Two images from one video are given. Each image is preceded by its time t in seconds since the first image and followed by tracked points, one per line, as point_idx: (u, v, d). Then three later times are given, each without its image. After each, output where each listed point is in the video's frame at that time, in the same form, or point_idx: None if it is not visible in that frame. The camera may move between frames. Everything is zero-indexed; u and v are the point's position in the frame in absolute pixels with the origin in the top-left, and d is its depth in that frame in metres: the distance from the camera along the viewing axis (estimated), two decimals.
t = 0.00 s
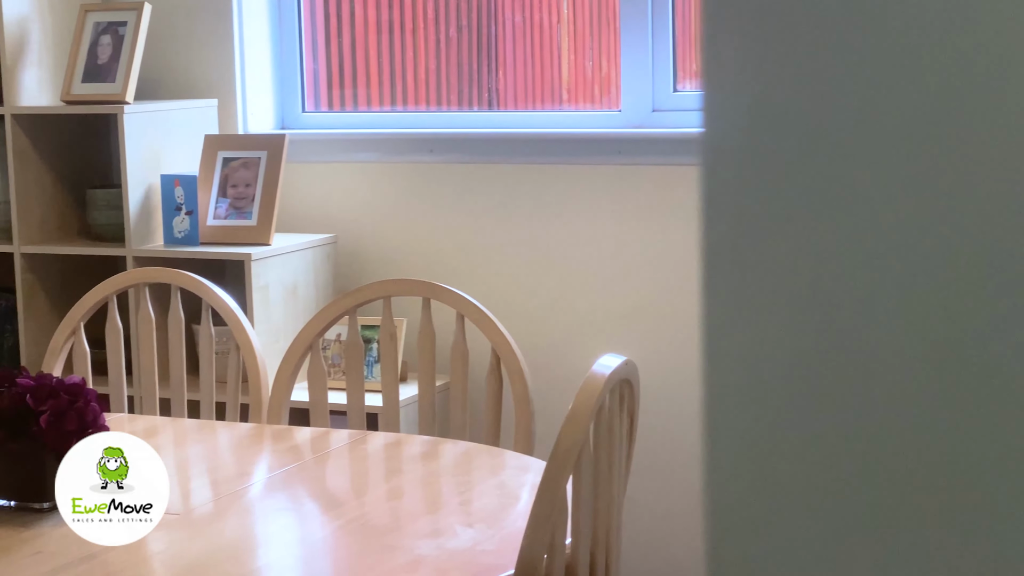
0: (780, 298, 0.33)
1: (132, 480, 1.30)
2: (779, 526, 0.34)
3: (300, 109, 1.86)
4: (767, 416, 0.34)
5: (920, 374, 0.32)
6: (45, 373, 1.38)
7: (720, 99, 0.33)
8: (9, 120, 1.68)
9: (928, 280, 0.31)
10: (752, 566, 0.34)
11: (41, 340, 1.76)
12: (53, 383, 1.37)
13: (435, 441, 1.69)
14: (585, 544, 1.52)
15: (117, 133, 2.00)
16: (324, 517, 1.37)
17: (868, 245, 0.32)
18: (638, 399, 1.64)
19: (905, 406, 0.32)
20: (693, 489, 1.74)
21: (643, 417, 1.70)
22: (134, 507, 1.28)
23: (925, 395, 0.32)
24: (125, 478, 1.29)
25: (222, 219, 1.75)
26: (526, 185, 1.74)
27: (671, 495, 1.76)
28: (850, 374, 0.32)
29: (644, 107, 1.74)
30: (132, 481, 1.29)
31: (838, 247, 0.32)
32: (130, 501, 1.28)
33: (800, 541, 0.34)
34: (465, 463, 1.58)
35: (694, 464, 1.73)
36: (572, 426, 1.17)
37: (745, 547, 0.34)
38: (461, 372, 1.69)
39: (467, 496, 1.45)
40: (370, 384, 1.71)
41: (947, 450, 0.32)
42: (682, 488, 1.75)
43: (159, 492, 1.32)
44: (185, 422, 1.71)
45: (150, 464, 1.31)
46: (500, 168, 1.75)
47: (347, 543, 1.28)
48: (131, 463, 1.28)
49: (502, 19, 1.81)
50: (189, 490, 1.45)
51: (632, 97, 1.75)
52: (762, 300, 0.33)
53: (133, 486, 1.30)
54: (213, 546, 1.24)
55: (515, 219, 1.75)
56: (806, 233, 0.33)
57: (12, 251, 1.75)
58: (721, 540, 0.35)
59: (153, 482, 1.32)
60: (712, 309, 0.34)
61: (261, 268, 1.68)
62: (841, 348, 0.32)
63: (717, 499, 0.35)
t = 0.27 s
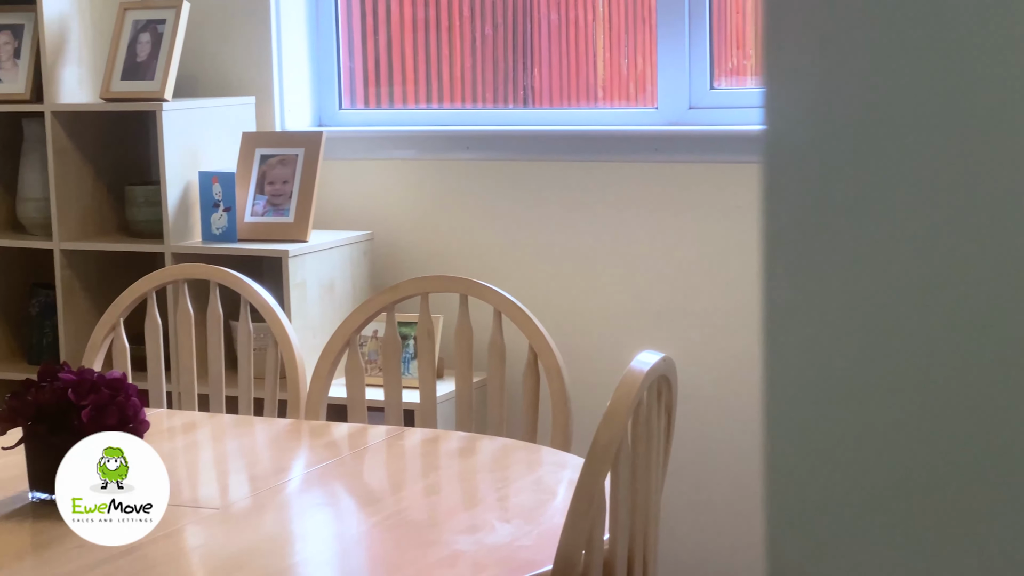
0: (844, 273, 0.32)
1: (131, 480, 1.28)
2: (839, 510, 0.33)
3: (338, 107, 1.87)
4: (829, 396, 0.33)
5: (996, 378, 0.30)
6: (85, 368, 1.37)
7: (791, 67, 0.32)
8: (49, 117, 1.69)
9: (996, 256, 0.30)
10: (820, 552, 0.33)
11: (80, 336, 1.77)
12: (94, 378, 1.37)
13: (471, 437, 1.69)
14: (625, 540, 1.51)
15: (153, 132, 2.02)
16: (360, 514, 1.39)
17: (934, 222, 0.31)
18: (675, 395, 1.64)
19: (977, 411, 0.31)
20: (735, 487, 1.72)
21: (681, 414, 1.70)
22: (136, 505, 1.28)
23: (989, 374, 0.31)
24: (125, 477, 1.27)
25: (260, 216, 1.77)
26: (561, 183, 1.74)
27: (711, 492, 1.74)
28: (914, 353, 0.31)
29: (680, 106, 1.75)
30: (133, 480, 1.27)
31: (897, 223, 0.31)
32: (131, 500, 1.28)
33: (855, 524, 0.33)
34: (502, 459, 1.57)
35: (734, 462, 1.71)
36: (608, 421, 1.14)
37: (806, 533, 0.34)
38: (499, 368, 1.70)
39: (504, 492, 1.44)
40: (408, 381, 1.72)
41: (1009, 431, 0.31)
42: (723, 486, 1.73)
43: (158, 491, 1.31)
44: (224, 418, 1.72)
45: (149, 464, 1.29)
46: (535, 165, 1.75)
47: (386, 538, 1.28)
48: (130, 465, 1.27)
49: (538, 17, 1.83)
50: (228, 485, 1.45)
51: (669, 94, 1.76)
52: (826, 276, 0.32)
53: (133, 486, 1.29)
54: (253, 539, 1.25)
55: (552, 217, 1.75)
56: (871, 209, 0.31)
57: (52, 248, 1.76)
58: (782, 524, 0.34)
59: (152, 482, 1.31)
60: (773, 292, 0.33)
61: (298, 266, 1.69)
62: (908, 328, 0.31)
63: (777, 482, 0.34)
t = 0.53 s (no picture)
0: (892, 232, 0.29)
1: (132, 480, 1.25)
2: (896, 495, 0.31)
3: (368, 105, 1.90)
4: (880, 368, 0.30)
5: None
6: (119, 364, 1.37)
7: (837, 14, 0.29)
8: (83, 115, 1.70)
9: None
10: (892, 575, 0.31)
11: (111, 332, 1.78)
12: (129, 374, 1.37)
13: (503, 435, 1.68)
14: (657, 539, 1.50)
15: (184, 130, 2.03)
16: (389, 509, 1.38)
17: (992, 175, 0.28)
18: (707, 392, 1.64)
19: None
20: (766, 485, 1.71)
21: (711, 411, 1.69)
22: (136, 505, 1.24)
23: None
24: (126, 476, 1.24)
25: (291, 213, 1.77)
26: (590, 180, 1.74)
27: (742, 490, 1.73)
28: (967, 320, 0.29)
29: (711, 103, 1.75)
30: (135, 480, 1.24)
31: (952, 178, 0.28)
32: (131, 501, 1.24)
33: (912, 507, 0.30)
34: (532, 456, 1.56)
35: (765, 460, 1.70)
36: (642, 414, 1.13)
37: (862, 519, 0.31)
38: (530, 364, 1.71)
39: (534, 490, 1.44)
40: (439, 378, 1.73)
41: None
42: (754, 483, 1.72)
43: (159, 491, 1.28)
44: (255, 415, 1.73)
45: (150, 463, 1.26)
46: (564, 162, 1.75)
47: (417, 534, 1.27)
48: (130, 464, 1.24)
49: (568, 15, 1.83)
50: (259, 482, 1.45)
51: (700, 92, 1.76)
52: (882, 254, 0.29)
53: (134, 486, 1.26)
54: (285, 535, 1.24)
55: (580, 214, 1.75)
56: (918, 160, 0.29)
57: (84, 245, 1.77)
58: (838, 512, 0.31)
59: (152, 482, 1.28)
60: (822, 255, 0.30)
61: (329, 263, 1.70)
62: (973, 305, 0.29)
63: (829, 466, 0.31)
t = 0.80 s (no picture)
0: (943, 223, 0.28)
1: (131, 480, 1.25)
2: (960, 503, 0.29)
3: (399, 103, 1.91)
4: (932, 366, 0.29)
5: None
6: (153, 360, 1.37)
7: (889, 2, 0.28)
8: (116, 113, 1.71)
9: None
10: None
11: (144, 328, 1.79)
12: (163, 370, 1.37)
13: (534, 432, 1.67)
14: (690, 537, 1.50)
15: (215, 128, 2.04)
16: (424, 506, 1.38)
17: None
18: (740, 390, 1.63)
19: None
20: (796, 484, 1.71)
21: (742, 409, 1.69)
22: (135, 505, 1.25)
23: None
24: (124, 476, 1.24)
25: (323, 211, 1.77)
26: (619, 178, 1.75)
27: (771, 489, 1.73)
28: None
29: (743, 101, 1.75)
30: (133, 480, 1.24)
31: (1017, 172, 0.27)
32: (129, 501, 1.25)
33: (981, 514, 0.29)
34: (563, 454, 1.56)
35: (795, 458, 1.70)
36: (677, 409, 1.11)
37: (921, 519, 0.30)
38: (562, 362, 1.71)
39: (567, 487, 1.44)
40: (471, 376, 1.73)
41: None
42: (784, 482, 1.72)
43: (159, 491, 1.28)
44: (288, 412, 1.74)
45: (150, 463, 1.26)
46: (594, 160, 1.76)
47: (450, 530, 1.27)
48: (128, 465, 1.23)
49: (598, 12, 1.83)
50: (291, 479, 1.46)
51: (732, 90, 1.76)
52: (937, 249, 0.28)
53: (133, 486, 1.26)
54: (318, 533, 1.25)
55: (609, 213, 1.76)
56: (967, 151, 0.28)
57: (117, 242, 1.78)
58: (896, 517, 0.30)
59: (151, 482, 1.28)
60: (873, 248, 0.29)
61: (361, 260, 1.70)
62: None
63: (884, 473, 0.30)
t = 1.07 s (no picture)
0: None
1: (131, 480, 1.22)
2: None
3: (431, 101, 1.91)
4: None
5: None
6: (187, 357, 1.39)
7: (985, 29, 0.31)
8: (150, 111, 1.72)
9: None
10: None
11: (176, 325, 1.80)
12: (197, 367, 1.38)
13: (566, 429, 1.67)
14: (723, 534, 1.50)
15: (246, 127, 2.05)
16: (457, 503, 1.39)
17: None
18: (773, 387, 1.63)
19: None
20: (826, 483, 1.71)
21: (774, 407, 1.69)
22: (136, 505, 1.23)
23: None
24: (125, 476, 1.21)
25: (354, 209, 1.78)
26: (650, 177, 1.76)
27: (802, 488, 1.73)
28: None
29: (775, 98, 1.75)
30: (133, 479, 1.22)
31: None
32: (130, 501, 1.23)
33: None
34: (594, 452, 1.56)
35: (825, 457, 1.71)
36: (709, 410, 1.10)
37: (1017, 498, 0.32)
38: (594, 359, 1.71)
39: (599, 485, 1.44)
40: (502, 373, 1.74)
41: None
42: (814, 481, 1.72)
43: (159, 491, 1.26)
44: (320, 408, 1.74)
45: (151, 463, 1.23)
46: (626, 158, 1.77)
47: (482, 527, 1.27)
48: (127, 466, 1.20)
49: (628, 10, 1.84)
50: (324, 475, 1.46)
51: (764, 87, 1.76)
52: None
53: (134, 486, 1.23)
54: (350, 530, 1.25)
55: (639, 211, 1.77)
56: None
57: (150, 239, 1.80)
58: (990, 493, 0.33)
59: (152, 482, 1.25)
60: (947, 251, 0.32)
61: (393, 258, 1.71)
62: None
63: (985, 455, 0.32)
